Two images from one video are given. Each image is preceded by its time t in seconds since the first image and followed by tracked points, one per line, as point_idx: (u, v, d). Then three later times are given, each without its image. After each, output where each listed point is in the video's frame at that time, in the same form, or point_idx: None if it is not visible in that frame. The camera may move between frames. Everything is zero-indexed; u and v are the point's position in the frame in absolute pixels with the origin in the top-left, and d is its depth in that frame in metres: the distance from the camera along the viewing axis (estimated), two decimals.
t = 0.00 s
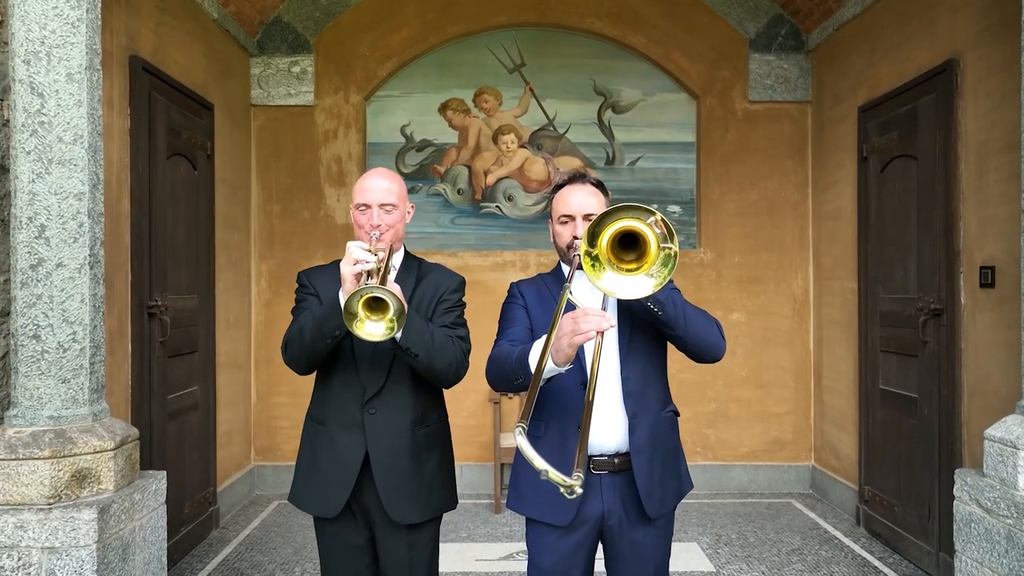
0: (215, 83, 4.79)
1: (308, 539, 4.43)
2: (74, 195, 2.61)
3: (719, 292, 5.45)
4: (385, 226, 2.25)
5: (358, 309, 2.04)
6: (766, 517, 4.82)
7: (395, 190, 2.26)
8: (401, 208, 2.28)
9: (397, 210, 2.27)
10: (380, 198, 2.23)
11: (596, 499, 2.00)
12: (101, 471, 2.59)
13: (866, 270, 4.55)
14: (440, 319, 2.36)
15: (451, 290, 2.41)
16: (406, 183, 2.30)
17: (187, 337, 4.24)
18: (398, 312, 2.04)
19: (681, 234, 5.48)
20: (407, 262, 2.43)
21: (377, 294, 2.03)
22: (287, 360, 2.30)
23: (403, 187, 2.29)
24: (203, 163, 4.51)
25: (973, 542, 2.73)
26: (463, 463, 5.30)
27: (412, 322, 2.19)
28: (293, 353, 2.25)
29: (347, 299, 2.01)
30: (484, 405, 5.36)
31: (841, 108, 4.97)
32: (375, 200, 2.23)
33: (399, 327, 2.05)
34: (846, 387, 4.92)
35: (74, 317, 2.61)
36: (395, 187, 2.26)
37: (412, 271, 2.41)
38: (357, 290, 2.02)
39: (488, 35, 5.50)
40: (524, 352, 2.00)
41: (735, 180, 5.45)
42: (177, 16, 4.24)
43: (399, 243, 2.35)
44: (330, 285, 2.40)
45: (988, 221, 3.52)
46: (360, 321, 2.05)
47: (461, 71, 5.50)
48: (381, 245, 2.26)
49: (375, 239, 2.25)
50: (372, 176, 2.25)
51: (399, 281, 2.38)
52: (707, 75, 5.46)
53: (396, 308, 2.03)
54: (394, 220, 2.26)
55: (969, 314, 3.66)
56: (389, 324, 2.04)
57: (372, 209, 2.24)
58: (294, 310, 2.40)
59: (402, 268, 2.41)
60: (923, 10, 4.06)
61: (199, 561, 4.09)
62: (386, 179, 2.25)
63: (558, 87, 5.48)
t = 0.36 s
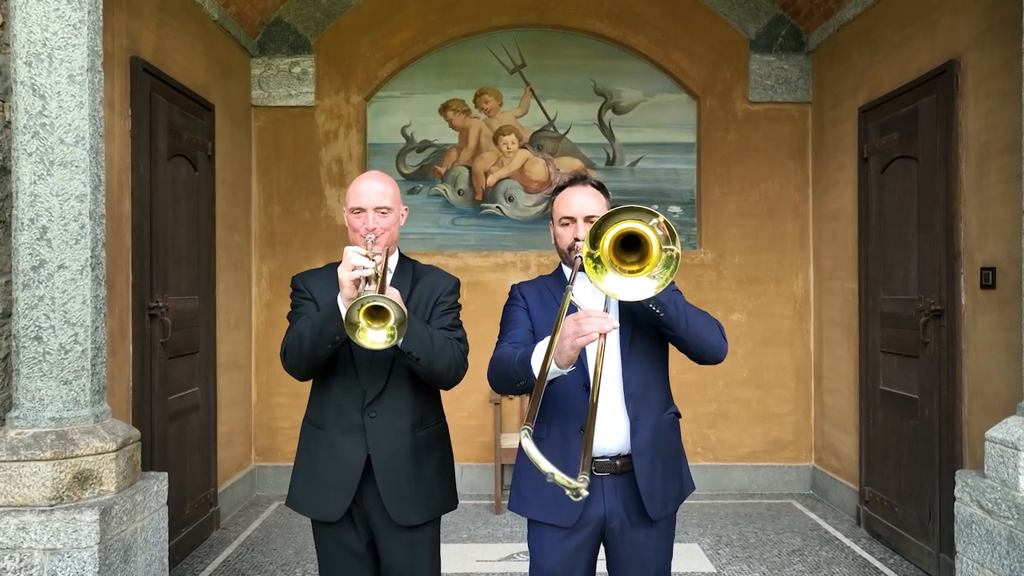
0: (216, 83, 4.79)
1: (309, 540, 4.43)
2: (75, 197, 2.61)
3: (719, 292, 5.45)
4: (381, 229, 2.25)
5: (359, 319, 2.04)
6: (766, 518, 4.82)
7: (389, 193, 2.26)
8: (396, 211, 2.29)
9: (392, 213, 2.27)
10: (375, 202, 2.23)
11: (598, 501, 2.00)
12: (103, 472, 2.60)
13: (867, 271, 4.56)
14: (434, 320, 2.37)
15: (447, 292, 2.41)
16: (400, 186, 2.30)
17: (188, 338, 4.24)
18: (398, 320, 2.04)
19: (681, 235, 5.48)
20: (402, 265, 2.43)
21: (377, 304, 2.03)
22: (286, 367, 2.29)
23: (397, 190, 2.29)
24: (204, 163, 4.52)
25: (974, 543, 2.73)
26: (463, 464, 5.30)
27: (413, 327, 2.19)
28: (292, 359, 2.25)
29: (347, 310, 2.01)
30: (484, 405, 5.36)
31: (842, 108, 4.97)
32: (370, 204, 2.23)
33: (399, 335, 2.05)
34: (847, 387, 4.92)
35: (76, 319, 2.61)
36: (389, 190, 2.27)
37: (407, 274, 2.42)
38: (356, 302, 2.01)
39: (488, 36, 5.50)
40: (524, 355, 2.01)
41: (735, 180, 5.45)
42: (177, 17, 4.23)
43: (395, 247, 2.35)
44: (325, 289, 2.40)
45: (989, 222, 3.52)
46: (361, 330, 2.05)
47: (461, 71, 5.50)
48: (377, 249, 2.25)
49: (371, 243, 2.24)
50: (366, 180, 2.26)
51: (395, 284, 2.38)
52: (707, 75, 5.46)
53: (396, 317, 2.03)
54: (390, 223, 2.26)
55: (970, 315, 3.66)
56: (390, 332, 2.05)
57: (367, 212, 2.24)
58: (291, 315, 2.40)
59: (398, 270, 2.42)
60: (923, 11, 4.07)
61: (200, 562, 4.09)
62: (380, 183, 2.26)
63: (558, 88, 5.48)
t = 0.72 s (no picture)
0: (216, 83, 4.79)
1: (309, 540, 4.43)
2: (74, 197, 2.61)
3: (719, 292, 5.45)
4: (385, 230, 2.25)
5: (361, 332, 2.04)
6: (766, 518, 4.82)
7: (393, 193, 2.25)
8: (400, 211, 2.28)
9: (395, 213, 2.26)
10: (378, 202, 2.23)
11: (596, 501, 2.00)
12: (102, 473, 2.60)
13: (867, 271, 4.55)
14: (444, 326, 2.37)
15: (455, 297, 2.41)
16: (403, 185, 2.29)
17: (188, 338, 4.24)
18: (399, 334, 2.02)
19: (681, 235, 5.48)
20: (407, 265, 2.43)
21: (379, 317, 2.01)
22: (291, 371, 2.27)
23: (400, 189, 2.29)
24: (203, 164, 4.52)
25: (973, 543, 2.73)
26: (463, 464, 5.31)
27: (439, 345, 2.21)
28: (297, 364, 2.23)
29: (347, 327, 2.02)
30: (484, 406, 5.36)
31: (842, 108, 4.97)
32: (374, 204, 2.22)
33: (401, 349, 2.03)
34: (846, 388, 4.92)
35: (75, 319, 2.61)
36: (392, 190, 2.26)
37: (413, 276, 2.42)
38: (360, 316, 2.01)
39: (487, 36, 5.50)
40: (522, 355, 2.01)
41: (735, 180, 5.45)
42: (177, 16, 4.23)
43: (398, 246, 2.35)
44: (330, 293, 2.39)
45: (988, 222, 3.53)
46: (365, 342, 2.05)
47: (461, 72, 5.50)
48: (380, 249, 2.26)
49: (374, 243, 2.24)
50: (369, 180, 2.24)
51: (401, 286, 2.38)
52: (706, 75, 5.46)
53: (398, 333, 2.01)
54: (393, 224, 2.26)
55: (969, 315, 3.66)
56: (391, 345, 2.04)
57: (371, 213, 2.23)
58: (295, 319, 2.40)
59: (403, 271, 2.41)
60: (923, 11, 4.07)
61: (199, 563, 4.09)
62: (384, 183, 2.24)
63: (558, 88, 5.48)
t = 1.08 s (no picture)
0: (215, 83, 4.80)
1: (308, 539, 4.44)
2: (73, 197, 2.62)
3: (717, 292, 5.46)
4: (409, 229, 2.27)
5: (360, 324, 2.06)
6: (764, 517, 4.83)
7: (420, 193, 2.27)
8: (425, 211, 2.29)
9: (421, 213, 2.28)
10: (404, 201, 2.24)
11: (591, 500, 2.01)
12: (101, 471, 2.60)
13: (864, 270, 4.56)
14: (474, 330, 2.42)
15: (481, 301, 2.46)
16: (430, 186, 2.30)
17: (187, 337, 4.25)
18: (397, 332, 2.01)
19: (679, 234, 5.49)
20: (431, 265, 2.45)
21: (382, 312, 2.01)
22: (309, 371, 2.29)
23: (426, 190, 2.30)
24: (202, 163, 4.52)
25: (969, 542, 2.74)
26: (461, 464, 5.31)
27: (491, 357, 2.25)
28: (314, 362, 2.26)
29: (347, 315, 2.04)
30: (483, 405, 5.37)
31: (839, 108, 4.98)
32: (399, 203, 2.23)
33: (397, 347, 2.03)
34: (844, 387, 4.93)
35: (74, 318, 2.62)
36: (418, 190, 2.27)
37: (441, 279, 2.44)
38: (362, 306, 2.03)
39: (486, 36, 5.51)
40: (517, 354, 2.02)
41: (733, 180, 5.46)
42: (176, 16, 4.24)
43: (422, 245, 2.37)
44: (352, 292, 2.39)
45: (984, 221, 3.54)
46: (363, 335, 2.06)
47: (460, 72, 5.51)
48: (403, 249, 2.28)
49: (398, 241, 2.26)
50: (397, 179, 2.26)
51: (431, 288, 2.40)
52: (705, 75, 5.47)
53: (396, 329, 2.00)
54: (418, 223, 2.27)
55: (966, 314, 3.67)
56: (388, 342, 2.03)
57: (396, 212, 2.25)
58: (317, 319, 2.40)
59: (431, 273, 2.44)
60: (920, 11, 4.07)
61: (198, 562, 4.10)
62: (411, 183, 2.26)
63: (557, 88, 5.49)
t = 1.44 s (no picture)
0: (213, 84, 4.82)
1: (305, 538, 4.47)
2: (71, 198, 2.64)
3: (713, 292, 5.49)
4: (442, 226, 2.29)
5: (387, 299, 2.09)
6: (759, 516, 4.86)
7: (455, 193, 2.32)
8: (460, 211, 2.34)
9: (455, 213, 2.32)
10: (440, 198, 2.29)
11: (580, 496, 2.04)
12: (98, 470, 2.63)
13: (859, 271, 4.58)
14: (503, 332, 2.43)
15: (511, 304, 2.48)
16: (467, 189, 2.36)
17: (184, 337, 4.28)
18: (423, 311, 2.05)
19: (676, 235, 5.52)
20: (462, 269, 2.47)
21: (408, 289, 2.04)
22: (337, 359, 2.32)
23: (463, 192, 2.35)
24: (200, 164, 4.54)
25: (959, 539, 2.76)
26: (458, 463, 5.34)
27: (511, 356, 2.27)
28: (342, 349, 2.28)
29: (375, 287, 2.07)
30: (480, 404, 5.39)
31: (834, 109, 5.00)
32: (435, 199, 2.29)
33: (421, 327, 2.06)
34: (839, 387, 4.95)
35: (72, 317, 2.64)
36: (455, 190, 2.33)
37: (472, 282, 2.45)
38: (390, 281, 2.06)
39: (483, 36, 5.53)
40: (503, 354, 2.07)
41: (729, 180, 5.48)
42: (174, 18, 4.26)
43: (453, 248, 2.39)
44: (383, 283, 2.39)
45: (976, 221, 3.56)
46: (387, 311, 2.09)
47: (458, 72, 5.53)
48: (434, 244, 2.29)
49: (430, 236, 2.28)
50: (435, 178, 2.32)
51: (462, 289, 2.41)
52: (701, 76, 5.50)
53: (421, 307, 2.04)
54: (452, 221, 2.30)
55: (959, 314, 3.69)
56: (412, 320, 2.06)
57: (432, 207, 2.29)
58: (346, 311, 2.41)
59: (462, 275, 2.46)
60: (914, 12, 4.10)
61: (196, 560, 4.12)
62: (448, 183, 2.32)
63: (554, 89, 5.51)
